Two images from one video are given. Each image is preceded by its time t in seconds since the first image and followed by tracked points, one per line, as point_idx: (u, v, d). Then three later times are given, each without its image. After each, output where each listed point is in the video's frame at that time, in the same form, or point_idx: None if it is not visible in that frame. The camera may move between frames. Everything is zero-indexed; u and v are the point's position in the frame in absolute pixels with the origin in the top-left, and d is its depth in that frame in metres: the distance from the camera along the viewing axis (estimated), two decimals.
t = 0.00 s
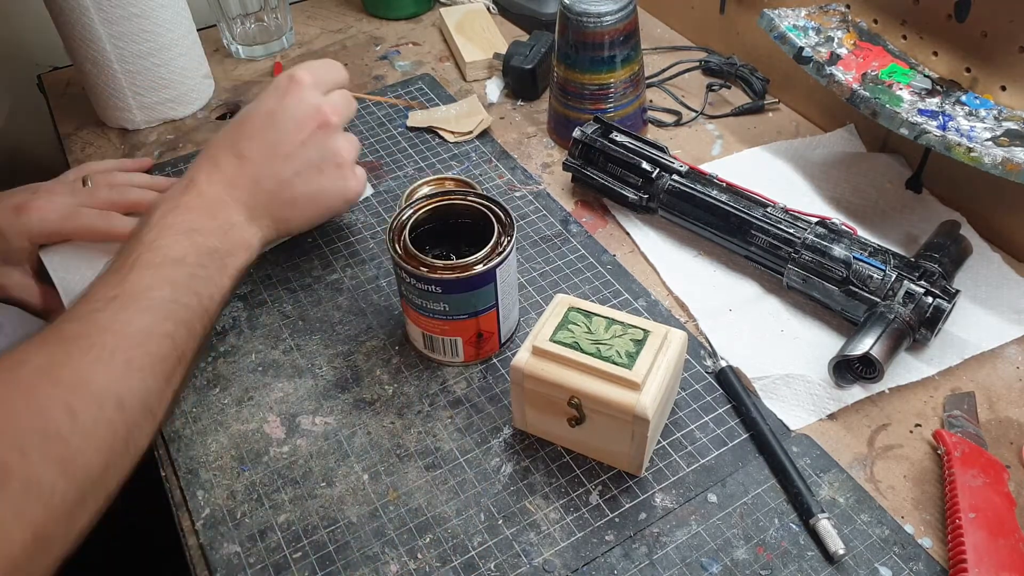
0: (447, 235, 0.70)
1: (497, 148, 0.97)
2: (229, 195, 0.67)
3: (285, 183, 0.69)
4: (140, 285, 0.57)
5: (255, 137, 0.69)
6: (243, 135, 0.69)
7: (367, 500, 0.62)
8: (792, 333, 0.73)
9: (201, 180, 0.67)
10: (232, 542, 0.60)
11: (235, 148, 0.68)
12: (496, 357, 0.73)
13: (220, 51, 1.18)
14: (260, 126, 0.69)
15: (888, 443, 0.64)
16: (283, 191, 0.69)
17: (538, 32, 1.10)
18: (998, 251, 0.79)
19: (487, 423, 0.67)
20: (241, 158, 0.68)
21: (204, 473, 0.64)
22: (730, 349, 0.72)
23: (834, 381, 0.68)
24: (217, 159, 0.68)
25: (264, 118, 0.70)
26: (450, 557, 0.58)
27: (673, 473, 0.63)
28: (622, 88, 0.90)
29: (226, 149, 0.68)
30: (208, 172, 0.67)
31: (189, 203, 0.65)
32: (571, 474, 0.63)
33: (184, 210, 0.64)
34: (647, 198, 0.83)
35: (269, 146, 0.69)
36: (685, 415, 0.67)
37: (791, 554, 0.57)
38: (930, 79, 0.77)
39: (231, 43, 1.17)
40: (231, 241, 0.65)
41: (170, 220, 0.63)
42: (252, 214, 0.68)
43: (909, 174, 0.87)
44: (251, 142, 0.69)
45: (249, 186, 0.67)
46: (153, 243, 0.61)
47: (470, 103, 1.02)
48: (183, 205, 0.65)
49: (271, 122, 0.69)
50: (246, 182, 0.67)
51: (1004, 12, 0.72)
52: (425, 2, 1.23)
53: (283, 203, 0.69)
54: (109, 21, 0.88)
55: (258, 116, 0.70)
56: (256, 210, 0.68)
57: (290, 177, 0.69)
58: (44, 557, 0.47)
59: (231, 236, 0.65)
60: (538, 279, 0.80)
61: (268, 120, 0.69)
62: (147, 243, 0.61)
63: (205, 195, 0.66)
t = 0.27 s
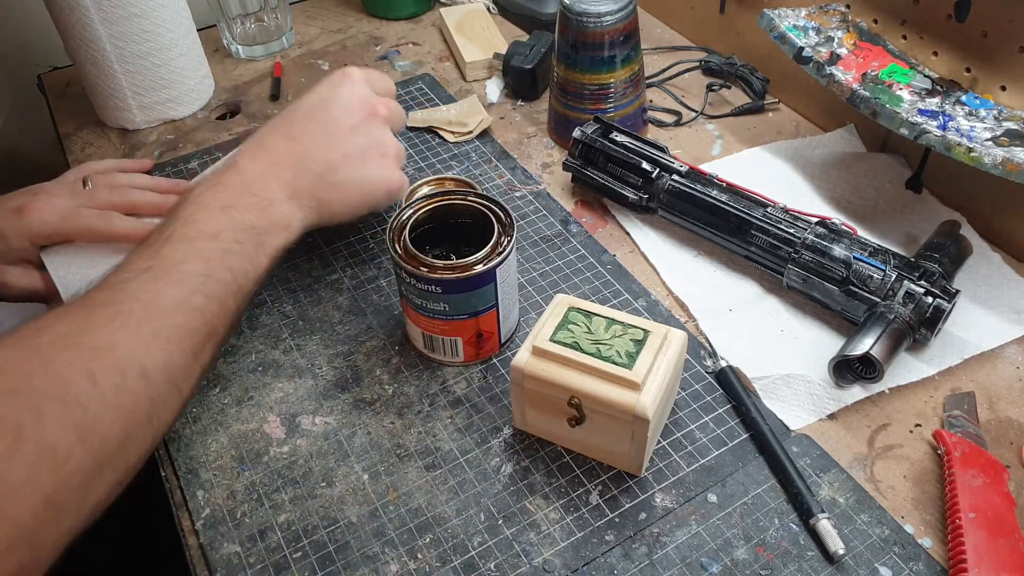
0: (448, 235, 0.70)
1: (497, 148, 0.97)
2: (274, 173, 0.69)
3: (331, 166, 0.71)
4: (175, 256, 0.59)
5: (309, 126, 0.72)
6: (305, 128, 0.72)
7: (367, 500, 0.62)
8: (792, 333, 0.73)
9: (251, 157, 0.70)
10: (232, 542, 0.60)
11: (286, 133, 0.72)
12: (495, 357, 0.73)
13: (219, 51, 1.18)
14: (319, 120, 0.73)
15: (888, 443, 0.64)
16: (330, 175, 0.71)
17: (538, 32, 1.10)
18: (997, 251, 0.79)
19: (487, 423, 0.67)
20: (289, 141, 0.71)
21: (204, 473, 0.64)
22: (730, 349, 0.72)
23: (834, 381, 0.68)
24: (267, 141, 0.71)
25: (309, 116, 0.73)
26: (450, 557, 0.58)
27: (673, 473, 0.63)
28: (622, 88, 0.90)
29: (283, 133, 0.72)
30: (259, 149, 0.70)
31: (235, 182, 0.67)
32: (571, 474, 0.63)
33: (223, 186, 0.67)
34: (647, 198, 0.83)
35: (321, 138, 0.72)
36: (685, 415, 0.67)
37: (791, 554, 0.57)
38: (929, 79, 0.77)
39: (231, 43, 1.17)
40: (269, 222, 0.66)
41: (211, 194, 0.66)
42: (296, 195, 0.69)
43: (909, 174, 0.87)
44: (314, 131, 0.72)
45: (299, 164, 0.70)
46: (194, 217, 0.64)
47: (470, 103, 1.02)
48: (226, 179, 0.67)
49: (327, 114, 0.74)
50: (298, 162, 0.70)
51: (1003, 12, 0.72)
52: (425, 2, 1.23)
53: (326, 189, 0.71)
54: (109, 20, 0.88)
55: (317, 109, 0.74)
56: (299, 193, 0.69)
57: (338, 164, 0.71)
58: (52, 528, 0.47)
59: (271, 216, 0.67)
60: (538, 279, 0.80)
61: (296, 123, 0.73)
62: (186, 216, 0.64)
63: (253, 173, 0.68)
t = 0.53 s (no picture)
0: (448, 235, 0.70)
1: (497, 148, 0.98)
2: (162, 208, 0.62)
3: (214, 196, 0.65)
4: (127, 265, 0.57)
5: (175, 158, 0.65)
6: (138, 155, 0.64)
7: (367, 500, 0.62)
8: (792, 333, 0.73)
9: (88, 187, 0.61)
10: (232, 542, 0.60)
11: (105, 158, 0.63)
12: (495, 357, 0.73)
13: (220, 51, 1.18)
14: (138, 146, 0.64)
15: (888, 443, 0.64)
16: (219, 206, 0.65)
17: (538, 32, 1.10)
18: (997, 251, 0.79)
19: (487, 423, 0.67)
20: (165, 177, 0.64)
21: (204, 473, 0.64)
22: (730, 350, 0.72)
23: (833, 381, 0.68)
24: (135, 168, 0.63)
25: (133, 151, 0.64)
26: (450, 557, 0.58)
27: (673, 473, 0.63)
28: (622, 88, 0.90)
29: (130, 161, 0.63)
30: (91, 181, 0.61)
31: (112, 213, 0.59)
32: (571, 474, 0.63)
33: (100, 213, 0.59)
34: (647, 198, 0.83)
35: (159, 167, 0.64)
36: (685, 415, 0.67)
37: (791, 554, 0.57)
38: (930, 79, 0.77)
39: (231, 43, 1.17)
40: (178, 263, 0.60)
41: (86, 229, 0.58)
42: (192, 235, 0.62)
43: (909, 175, 0.87)
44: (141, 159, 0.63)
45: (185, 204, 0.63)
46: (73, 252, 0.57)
47: (470, 103, 1.02)
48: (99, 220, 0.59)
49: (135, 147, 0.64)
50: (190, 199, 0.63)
51: (1003, 12, 0.72)
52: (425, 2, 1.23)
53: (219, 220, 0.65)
54: (110, 20, 0.88)
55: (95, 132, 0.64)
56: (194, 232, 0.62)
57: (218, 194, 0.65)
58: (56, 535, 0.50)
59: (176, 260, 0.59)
60: (538, 279, 0.80)
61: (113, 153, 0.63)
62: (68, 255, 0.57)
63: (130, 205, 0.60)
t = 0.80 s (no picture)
0: (448, 235, 0.70)
1: (497, 148, 0.97)
2: (101, 260, 0.53)
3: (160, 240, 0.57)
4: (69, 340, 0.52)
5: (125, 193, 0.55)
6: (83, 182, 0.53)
7: (367, 500, 0.62)
8: (792, 333, 0.73)
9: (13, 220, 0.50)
10: (232, 542, 0.60)
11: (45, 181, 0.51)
12: (495, 357, 0.73)
13: (220, 51, 1.18)
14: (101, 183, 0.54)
15: (888, 443, 0.64)
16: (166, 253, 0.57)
17: (538, 32, 1.10)
18: (997, 251, 0.79)
19: (487, 423, 0.67)
20: (107, 212, 0.54)
21: (204, 473, 0.64)
22: (730, 350, 0.72)
23: (833, 381, 0.67)
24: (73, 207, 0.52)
25: (71, 168, 0.52)
26: (450, 557, 0.58)
27: (673, 473, 0.63)
28: (622, 88, 0.90)
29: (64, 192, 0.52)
30: None
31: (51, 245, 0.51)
32: (571, 474, 0.63)
33: (37, 247, 0.51)
34: (647, 198, 0.83)
35: (111, 201, 0.54)
36: (685, 415, 0.67)
37: (791, 554, 0.57)
38: (930, 79, 0.77)
39: (232, 43, 1.17)
40: (125, 316, 0.55)
41: (27, 259, 0.50)
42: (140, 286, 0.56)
43: (909, 174, 0.87)
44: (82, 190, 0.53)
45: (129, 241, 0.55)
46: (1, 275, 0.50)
47: (470, 104, 1.02)
48: (24, 238, 0.50)
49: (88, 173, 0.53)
50: (127, 236, 0.55)
51: (1004, 12, 0.72)
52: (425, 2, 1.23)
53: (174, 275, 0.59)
54: (110, 21, 0.88)
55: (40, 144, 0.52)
56: (141, 285, 0.56)
57: (163, 233, 0.57)
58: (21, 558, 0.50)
59: (127, 309, 0.55)
60: (538, 279, 0.80)
61: (56, 173, 0.52)
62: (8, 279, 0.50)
63: (75, 242, 0.52)
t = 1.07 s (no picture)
0: (448, 235, 0.70)
1: (497, 148, 0.97)
2: (101, 320, 0.45)
3: (166, 298, 0.46)
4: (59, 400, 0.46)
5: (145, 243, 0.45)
6: (90, 229, 0.43)
7: (367, 500, 0.62)
8: (792, 333, 0.73)
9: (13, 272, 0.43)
10: (232, 542, 0.60)
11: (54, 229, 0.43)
12: (496, 357, 0.73)
13: (220, 51, 1.18)
14: (113, 231, 0.44)
15: (888, 443, 0.64)
16: (167, 313, 0.47)
17: (538, 32, 1.10)
18: (997, 251, 0.79)
19: (487, 423, 0.67)
20: (107, 264, 0.44)
21: (204, 473, 0.64)
22: (730, 350, 0.72)
23: (834, 381, 0.67)
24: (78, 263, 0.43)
25: (81, 212, 0.43)
26: (450, 557, 0.58)
27: (673, 473, 0.63)
28: (622, 88, 0.90)
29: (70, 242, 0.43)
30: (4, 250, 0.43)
31: (55, 300, 0.43)
32: (571, 474, 0.63)
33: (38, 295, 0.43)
34: (647, 198, 0.83)
35: (116, 250, 0.44)
36: (685, 415, 0.67)
37: (791, 554, 0.57)
38: (930, 79, 0.77)
39: (232, 43, 1.17)
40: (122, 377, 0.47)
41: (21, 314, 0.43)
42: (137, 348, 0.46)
43: (909, 174, 0.87)
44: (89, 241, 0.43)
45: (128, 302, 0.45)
46: None
47: (470, 104, 1.02)
48: (21, 285, 0.43)
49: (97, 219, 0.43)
50: (126, 294, 0.45)
51: (1004, 12, 0.72)
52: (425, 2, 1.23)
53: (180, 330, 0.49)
54: (109, 21, 0.88)
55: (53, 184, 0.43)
56: (136, 347, 0.46)
57: (167, 292, 0.46)
58: None
59: (119, 370, 0.47)
60: (538, 279, 0.80)
61: (62, 218, 0.43)
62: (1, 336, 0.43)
63: (78, 302, 0.44)
